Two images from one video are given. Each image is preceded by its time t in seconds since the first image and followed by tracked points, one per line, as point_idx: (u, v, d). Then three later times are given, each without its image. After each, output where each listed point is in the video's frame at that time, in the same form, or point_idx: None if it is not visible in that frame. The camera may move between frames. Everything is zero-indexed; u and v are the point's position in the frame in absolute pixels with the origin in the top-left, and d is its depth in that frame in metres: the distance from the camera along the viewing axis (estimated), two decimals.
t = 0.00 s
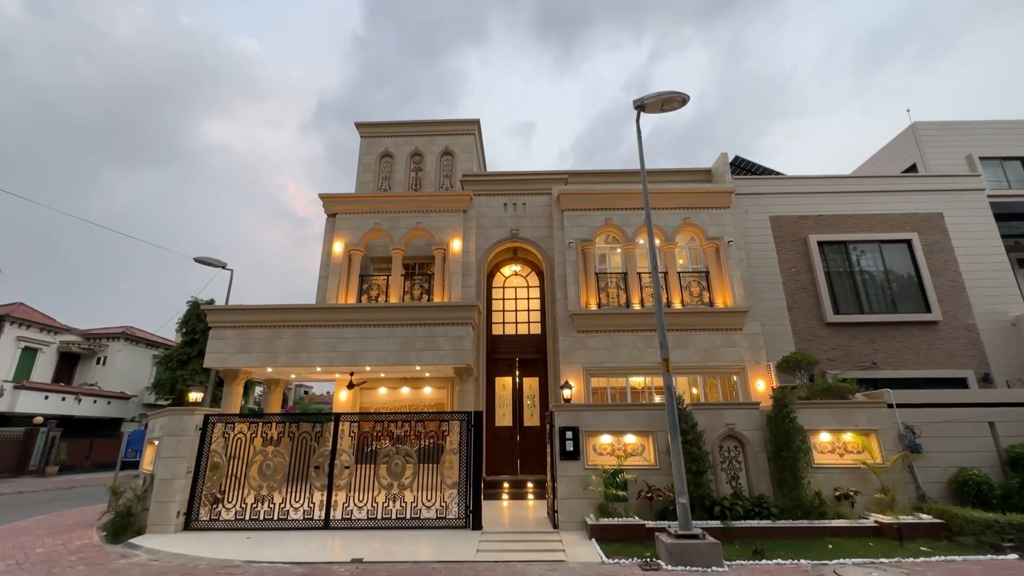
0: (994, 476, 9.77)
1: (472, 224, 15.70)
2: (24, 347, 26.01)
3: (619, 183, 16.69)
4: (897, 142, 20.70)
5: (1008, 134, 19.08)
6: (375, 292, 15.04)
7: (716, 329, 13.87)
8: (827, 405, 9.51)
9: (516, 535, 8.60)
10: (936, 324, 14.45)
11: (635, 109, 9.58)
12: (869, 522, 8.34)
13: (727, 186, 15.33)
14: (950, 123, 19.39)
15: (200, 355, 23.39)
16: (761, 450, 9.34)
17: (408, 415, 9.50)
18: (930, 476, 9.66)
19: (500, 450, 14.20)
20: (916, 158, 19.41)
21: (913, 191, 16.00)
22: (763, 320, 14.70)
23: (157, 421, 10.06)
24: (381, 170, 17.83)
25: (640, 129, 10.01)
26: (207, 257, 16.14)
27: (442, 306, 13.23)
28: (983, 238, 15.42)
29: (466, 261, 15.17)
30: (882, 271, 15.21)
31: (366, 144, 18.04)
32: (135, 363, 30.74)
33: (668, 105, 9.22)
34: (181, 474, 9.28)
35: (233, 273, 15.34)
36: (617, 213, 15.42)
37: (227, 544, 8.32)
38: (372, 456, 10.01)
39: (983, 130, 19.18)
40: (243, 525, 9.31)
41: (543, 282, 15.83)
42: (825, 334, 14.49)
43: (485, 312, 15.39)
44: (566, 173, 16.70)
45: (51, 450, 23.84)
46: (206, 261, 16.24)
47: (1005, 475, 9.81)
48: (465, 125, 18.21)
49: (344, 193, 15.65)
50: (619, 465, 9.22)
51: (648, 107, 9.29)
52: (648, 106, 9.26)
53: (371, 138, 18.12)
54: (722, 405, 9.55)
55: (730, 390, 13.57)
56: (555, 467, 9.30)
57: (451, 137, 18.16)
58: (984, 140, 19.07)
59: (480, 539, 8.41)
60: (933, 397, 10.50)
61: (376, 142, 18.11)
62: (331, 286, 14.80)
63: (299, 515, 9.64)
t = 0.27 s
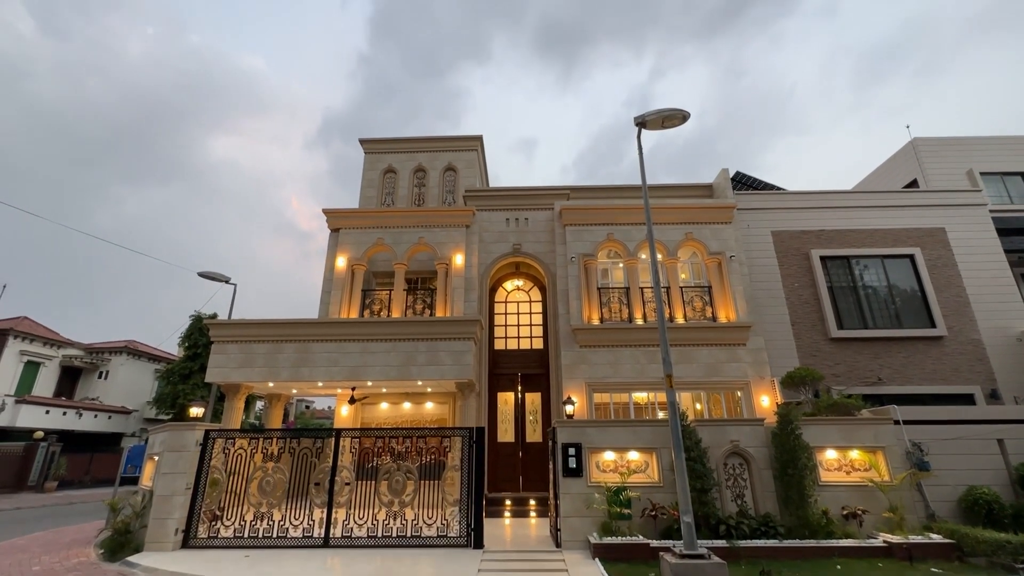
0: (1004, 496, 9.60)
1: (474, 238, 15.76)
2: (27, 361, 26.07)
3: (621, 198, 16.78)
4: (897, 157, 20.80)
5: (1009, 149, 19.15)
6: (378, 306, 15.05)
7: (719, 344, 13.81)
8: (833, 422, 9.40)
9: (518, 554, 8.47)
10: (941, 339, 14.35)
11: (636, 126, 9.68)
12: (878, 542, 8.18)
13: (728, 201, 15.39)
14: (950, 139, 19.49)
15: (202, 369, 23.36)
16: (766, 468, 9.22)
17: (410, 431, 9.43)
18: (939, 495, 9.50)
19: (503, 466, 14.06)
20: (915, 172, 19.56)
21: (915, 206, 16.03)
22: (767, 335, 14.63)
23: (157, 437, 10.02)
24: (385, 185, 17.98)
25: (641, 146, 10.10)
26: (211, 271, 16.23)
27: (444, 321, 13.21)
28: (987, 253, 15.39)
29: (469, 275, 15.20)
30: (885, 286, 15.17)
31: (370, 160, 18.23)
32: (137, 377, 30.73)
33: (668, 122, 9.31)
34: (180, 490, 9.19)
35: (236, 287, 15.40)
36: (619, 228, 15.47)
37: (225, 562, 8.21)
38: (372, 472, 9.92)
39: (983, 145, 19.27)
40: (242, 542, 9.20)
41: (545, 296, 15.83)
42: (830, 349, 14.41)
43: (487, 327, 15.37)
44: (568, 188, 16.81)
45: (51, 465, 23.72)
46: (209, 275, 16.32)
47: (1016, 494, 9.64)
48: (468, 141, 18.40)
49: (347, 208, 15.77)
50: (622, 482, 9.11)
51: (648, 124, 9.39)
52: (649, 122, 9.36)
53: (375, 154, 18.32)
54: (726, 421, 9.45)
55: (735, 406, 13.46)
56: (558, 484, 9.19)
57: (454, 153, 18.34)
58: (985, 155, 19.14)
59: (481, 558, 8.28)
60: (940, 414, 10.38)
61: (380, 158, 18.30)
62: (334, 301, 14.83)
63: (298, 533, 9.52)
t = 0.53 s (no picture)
0: (1014, 513, 9.45)
1: (476, 251, 15.81)
2: (29, 373, 26.07)
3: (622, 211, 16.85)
4: (898, 171, 20.88)
5: (1009, 163, 19.20)
6: (380, 319, 15.05)
7: (722, 357, 13.74)
8: (838, 436, 9.30)
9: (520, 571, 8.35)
10: (946, 353, 14.26)
11: (637, 141, 9.75)
12: (886, 560, 8.04)
13: (730, 214, 15.43)
14: (950, 152, 19.58)
15: (203, 382, 23.32)
16: (771, 483, 9.11)
17: (410, 445, 9.37)
18: (947, 512, 9.36)
19: (505, 481, 13.92)
20: (917, 187, 19.63)
21: (917, 219, 16.05)
22: (770, 348, 14.56)
23: (157, 450, 9.96)
24: (388, 198, 18.10)
25: (642, 160, 10.17)
26: (214, 284, 16.30)
27: (446, 333, 13.19)
28: (990, 266, 15.36)
29: (471, 288, 15.22)
30: (889, 299, 15.12)
31: (374, 173, 18.38)
32: (138, 389, 30.68)
33: (670, 137, 9.38)
34: (179, 505, 9.12)
35: (239, 299, 15.43)
36: (621, 241, 15.50)
37: None
38: (373, 487, 9.83)
39: (984, 159, 19.34)
40: (240, 558, 9.08)
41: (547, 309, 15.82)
42: (834, 362, 14.32)
43: (489, 340, 15.35)
44: (570, 201, 16.90)
45: (50, 478, 23.59)
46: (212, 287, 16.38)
47: None
48: (470, 155, 18.56)
49: (350, 221, 15.86)
50: (625, 497, 9.00)
51: (650, 138, 9.46)
52: (650, 137, 9.43)
53: (379, 168, 18.47)
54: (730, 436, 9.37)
55: (738, 420, 13.35)
56: (560, 499, 9.09)
57: (457, 166, 18.48)
58: (985, 169, 19.20)
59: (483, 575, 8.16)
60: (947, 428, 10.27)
61: (383, 171, 18.46)
62: (336, 314, 14.84)
63: (297, 549, 9.39)
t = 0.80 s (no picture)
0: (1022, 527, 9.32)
1: (478, 261, 15.83)
2: (30, 383, 26.07)
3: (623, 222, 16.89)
4: (899, 181, 20.92)
5: (1010, 174, 19.23)
6: (381, 328, 15.04)
7: (724, 368, 13.68)
8: (842, 448, 9.22)
9: None
10: (950, 364, 14.17)
11: (638, 152, 9.80)
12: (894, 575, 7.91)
13: (731, 224, 15.45)
14: (951, 163, 19.63)
15: (204, 392, 23.27)
16: (775, 496, 9.02)
17: (411, 456, 9.32)
18: (953, 526, 9.25)
19: (506, 493, 13.79)
20: (919, 198, 19.64)
21: (919, 230, 16.04)
22: (772, 359, 14.49)
23: (157, 460, 9.91)
24: (390, 209, 18.18)
25: (643, 171, 10.21)
26: (216, 293, 16.34)
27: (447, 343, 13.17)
28: (993, 277, 15.32)
29: (472, 298, 15.22)
30: (892, 310, 15.06)
31: (376, 184, 18.49)
32: (139, 399, 30.61)
33: (670, 148, 9.43)
34: (178, 516, 9.15)
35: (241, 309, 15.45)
36: (622, 251, 15.51)
37: None
38: (373, 499, 9.76)
39: (984, 170, 19.38)
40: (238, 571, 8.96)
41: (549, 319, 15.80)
42: (837, 373, 14.24)
43: (490, 350, 15.31)
44: (571, 212, 16.95)
45: (48, 489, 23.46)
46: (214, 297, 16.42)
47: None
48: (472, 166, 18.67)
49: (352, 232, 15.92)
50: (628, 510, 8.90)
51: (650, 149, 9.51)
52: (651, 148, 9.48)
53: (381, 178, 18.58)
54: (733, 448, 9.29)
55: (741, 431, 13.25)
56: (562, 511, 9.00)
57: (459, 177, 18.59)
58: (986, 180, 19.23)
59: None
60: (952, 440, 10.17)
61: (385, 182, 18.57)
62: (338, 323, 14.84)
63: (296, 562, 9.26)
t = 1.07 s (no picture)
0: None
1: (479, 267, 15.84)
2: (31, 388, 26.08)
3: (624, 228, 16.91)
4: (900, 188, 20.95)
5: (1011, 180, 19.24)
6: (382, 335, 15.04)
7: (725, 374, 13.64)
8: (844, 456, 9.17)
9: None
10: (953, 371, 14.11)
11: (638, 159, 9.84)
12: None
13: (732, 231, 15.46)
14: (951, 170, 19.66)
15: (205, 398, 23.26)
16: (777, 504, 8.97)
17: (411, 463, 9.29)
18: (957, 535, 9.18)
19: (506, 500, 13.71)
20: (920, 205, 19.64)
21: (920, 236, 16.04)
22: (774, 366, 14.45)
23: (157, 467, 9.90)
24: (391, 215, 18.23)
25: (644, 178, 10.25)
26: (218, 299, 16.38)
27: (448, 350, 13.16)
28: (994, 283, 15.28)
29: (473, 304, 15.23)
30: (893, 316, 15.03)
31: (377, 190, 18.55)
32: (140, 405, 30.59)
33: (671, 155, 9.45)
34: (177, 524, 9.22)
35: (242, 315, 15.47)
36: (623, 257, 15.52)
37: None
38: (373, 507, 9.74)
39: (985, 177, 19.40)
40: None
41: (550, 325, 15.80)
42: (839, 380, 14.18)
43: (491, 356, 15.30)
44: (572, 218, 16.99)
45: (48, 495, 23.40)
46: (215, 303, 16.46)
47: None
48: (474, 172, 18.73)
49: (354, 238, 15.96)
50: (629, 518, 8.84)
51: (651, 156, 9.55)
52: (651, 155, 9.52)
53: (383, 185, 18.65)
54: (734, 455, 9.24)
55: (743, 439, 13.19)
56: (563, 520, 8.95)
57: (460, 184, 18.65)
58: (987, 187, 19.24)
59: None
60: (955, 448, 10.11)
61: (387, 188, 18.64)
62: (339, 329, 14.84)
63: (295, 570, 9.21)
